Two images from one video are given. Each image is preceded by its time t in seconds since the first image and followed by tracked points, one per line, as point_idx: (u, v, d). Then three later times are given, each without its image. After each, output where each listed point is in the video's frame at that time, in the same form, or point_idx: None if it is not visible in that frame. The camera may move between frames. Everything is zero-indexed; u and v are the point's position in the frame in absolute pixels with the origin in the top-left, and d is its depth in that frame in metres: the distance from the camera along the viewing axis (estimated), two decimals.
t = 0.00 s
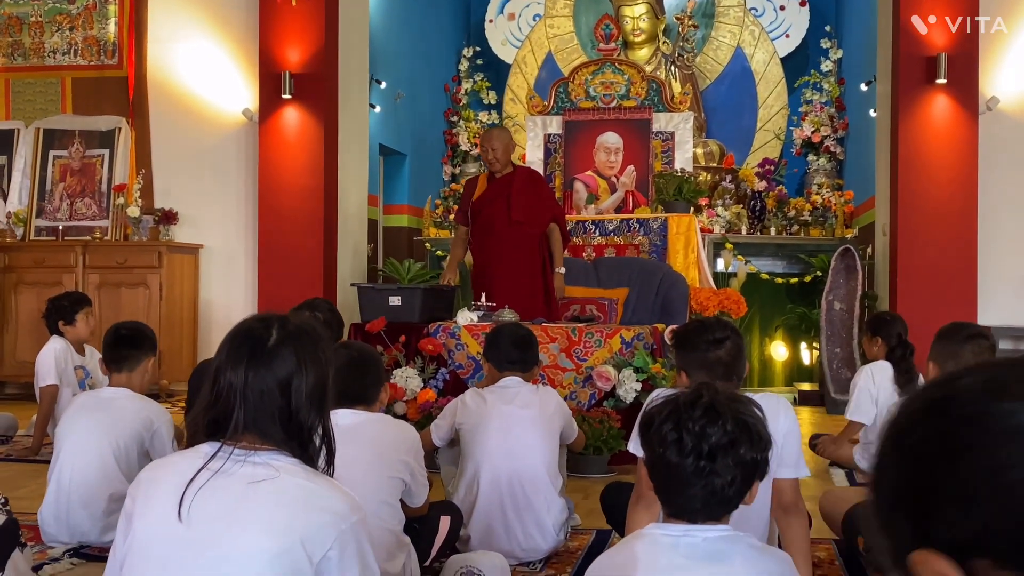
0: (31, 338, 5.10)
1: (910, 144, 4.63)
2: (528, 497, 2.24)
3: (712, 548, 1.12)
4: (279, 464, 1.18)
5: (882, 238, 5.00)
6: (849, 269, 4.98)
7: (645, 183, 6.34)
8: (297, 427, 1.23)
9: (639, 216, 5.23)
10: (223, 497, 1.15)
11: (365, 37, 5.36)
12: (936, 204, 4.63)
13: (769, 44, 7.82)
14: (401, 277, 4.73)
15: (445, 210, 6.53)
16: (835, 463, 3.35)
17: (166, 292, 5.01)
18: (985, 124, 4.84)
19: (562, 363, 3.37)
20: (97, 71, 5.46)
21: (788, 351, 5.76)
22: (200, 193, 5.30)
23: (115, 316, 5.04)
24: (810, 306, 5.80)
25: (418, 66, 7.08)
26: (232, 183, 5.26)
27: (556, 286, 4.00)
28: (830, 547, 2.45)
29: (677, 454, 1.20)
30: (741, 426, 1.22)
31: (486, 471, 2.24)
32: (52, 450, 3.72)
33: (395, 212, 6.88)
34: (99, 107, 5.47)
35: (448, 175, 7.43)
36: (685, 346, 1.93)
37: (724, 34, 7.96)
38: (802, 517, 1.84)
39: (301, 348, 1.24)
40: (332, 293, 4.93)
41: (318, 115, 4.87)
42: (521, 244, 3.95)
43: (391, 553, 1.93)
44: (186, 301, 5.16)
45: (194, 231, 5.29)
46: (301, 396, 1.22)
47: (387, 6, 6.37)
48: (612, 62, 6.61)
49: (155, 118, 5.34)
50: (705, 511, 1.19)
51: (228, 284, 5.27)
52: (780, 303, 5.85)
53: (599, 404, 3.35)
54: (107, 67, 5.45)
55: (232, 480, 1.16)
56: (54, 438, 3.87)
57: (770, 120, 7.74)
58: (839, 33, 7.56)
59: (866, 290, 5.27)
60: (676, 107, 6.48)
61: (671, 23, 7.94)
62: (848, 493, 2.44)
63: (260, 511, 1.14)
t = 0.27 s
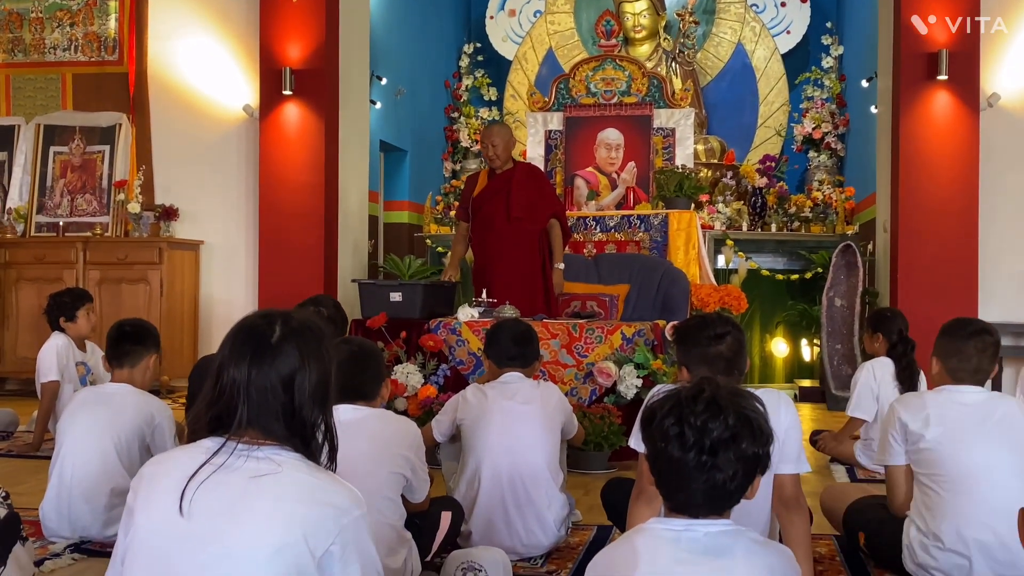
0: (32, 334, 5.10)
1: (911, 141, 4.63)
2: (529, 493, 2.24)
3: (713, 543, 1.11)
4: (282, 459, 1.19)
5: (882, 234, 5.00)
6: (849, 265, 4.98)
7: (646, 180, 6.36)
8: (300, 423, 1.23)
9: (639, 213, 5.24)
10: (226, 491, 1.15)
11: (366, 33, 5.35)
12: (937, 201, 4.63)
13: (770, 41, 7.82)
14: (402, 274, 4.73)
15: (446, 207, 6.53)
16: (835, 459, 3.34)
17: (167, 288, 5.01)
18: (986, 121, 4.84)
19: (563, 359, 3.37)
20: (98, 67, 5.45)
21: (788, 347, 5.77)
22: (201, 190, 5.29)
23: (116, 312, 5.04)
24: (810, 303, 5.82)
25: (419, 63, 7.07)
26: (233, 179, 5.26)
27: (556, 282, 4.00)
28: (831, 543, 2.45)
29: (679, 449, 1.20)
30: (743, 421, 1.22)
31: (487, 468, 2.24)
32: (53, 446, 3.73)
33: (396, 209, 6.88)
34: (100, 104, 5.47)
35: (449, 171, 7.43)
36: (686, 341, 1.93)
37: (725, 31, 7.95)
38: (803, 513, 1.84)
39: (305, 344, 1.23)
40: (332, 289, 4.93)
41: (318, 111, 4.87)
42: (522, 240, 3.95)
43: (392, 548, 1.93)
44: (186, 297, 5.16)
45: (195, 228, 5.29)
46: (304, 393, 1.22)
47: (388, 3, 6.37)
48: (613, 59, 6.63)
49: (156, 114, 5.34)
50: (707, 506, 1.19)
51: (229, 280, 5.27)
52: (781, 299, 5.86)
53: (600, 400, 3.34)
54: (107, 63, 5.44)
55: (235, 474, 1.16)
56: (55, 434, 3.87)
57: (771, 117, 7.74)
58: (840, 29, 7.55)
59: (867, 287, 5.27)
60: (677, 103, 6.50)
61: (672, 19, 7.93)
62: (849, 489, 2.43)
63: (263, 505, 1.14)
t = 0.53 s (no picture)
0: (31, 331, 5.10)
1: (910, 139, 4.63)
2: (528, 491, 2.24)
3: (711, 542, 1.11)
4: (281, 457, 1.19)
5: (881, 233, 5.00)
6: (848, 263, 4.98)
7: (645, 178, 6.35)
8: (298, 421, 1.23)
9: (639, 211, 5.23)
10: (225, 488, 1.15)
11: (365, 31, 5.34)
12: (936, 200, 4.63)
13: (769, 39, 7.81)
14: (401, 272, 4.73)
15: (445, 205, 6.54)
16: (834, 457, 3.35)
17: (166, 286, 5.01)
18: (986, 119, 4.84)
19: (563, 358, 3.37)
20: (97, 65, 5.45)
21: (787, 346, 5.78)
22: (200, 188, 5.29)
23: (115, 310, 5.04)
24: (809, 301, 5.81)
25: (419, 61, 7.07)
26: (233, 177, 5.25)
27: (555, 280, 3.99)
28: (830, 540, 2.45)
29: (677, 447, 1.20)
30: (741, 419, 1.22)
31: (486, 466, 2.24)
32: (52, 444, 3.73)
33: (395, 207, 6.88)
34: (98, 102, 5.47)
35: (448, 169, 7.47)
36: (685, 339, 1.93)
37: (725, 29, 7.94)
38: (802, 511, 1.84)
39: (303, 342, 1.23)
40: (331, 287, 4.93)
41: (317, 109, 4.87)
42: (521, 239, 3.95)
43: (392, 546, 1.93)
44: (185, 295, 5.16)
45: (194, 226, 5.29)
46: (302, 391, 1.22)
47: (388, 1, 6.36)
48: (612, 56, 6.62)
49: (155, 112, 5.34)
50: (705, 505, 1.19)
51: (228, 278, 5.27)
52: (780, 297, 5.87)
53: (599, 398, 3.34)
54: (106, 61, 5.44)
55: (234, 472, 1.16)
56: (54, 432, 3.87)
57: (770, 115, 7.74)
58: (840, 27, 7.55)
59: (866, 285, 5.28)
60: (676, 101, 6.50)
61: (671, 17, 7.93)
62: (849, 487, 2.44)
63: (262, 502, 1.14)
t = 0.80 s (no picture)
0: (32, 329, 5.10)
1: (911, 137, 4.62)
2: (529, 488, 2.24)
3: (713, 538, 1.11)
4: (284, 452, 1.19)
5: (882, 231, 5.00)
6: (848, 261, 4.98)
7: (646, 175, 6.33)
8: (300, 417, 1.22)
9: (640, 209, 5.23)
10: (228, 483, 1.15)
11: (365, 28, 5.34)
12: (937, 198, 4.63)
13: (770, 37, 7.81)
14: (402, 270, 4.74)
15: (446, 203, 6.54)
16: (835, 455, 3.35)
17: (167, 284, 5.02)
18: (987, 117, 4.84)
19: (564, 355, 3.38)
20: (97, 63, 5.45)
21: (788, 344, 5.79)
22: (201, 186, 5.29)
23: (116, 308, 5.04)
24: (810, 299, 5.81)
25: (420, 59, 7.07)
26: (234, 175, 5.25)
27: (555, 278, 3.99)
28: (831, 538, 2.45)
29: (680, 444, 1.21)
30: (744, 416, 1.22)
31: (487, 463, 2.24)
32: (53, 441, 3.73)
33: (396, 205, 6.89)
34: (99, 100, 5.47)
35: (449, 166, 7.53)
36: (686, 337, 1.93)
37: (726, 27, 7.94)
38: (804, 508, 1.84)
39: (303, 339, 1.23)
40: (331, 285, 4.93)
41: (318, 107, 4.87)
42: (521, 236, 3.94)
43: (393, 543, 1.93)
44: (186, 293, 5.16)
45: (195, 224, 5.29)
46: (303, 388, 1.22)
47: None
48: (613, 54, 6.60)
49: (156, 109, 5.34)
50: (708, 501, 1.19)
51: (229, 276, 5.27)
52: (780, 295, 5.87)
53: (600, 396, 3.34)
54: (107, 59, 5.44)
55: (238, 467, 1.16)
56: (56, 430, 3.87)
57: (771, 113, 7.74)
58: (840, 25, 7.54)
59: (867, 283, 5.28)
60: (677, 99, 6.52)
61: (672, 16, 7.92)
62: (850, 485, 2.44)
63: (265, 496, 1.14)
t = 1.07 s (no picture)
0: (35, 327, 5.11)
1: (913, 136, 4.62)
2: (530, 486, 2.24)
3: (715, 536, 1.11)
4: (284, 450, 1.19)
5: (884, 229, 5.00)
6: (851, 260, 4.98)
7: (648, 174, 6.34)
8: (300, 415, 1.23)
9: (642, 207, 5.23)
10: (229, 480, 1.15)
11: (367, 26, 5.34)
12: (938, 196, 4.63)
13: (772, 35, 7.80)
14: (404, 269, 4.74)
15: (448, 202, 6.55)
16: (836, 454, 3.35)
17: (169, 283, 5.03)
18: (989, 115, 4.83)
19: (566, 354, 3.38)
20: (100, 61, 5.45)
21: (790, 342, 5.81)
22: (204, 185, 5.30)
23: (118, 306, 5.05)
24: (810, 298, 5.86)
25: (421, 58, 7.07)
26: (235, 173, 5.25)
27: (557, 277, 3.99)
28: (833, 536, 2.45)
29: (683, 442, 1.21)
30: (747, 413, 1.22)
31: (488, 461, 2.24)
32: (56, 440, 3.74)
33: (398, 204, 6.90)
34: (101, 99, 5.47)
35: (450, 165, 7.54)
36: (688, 335, 1.93)
37: (728, 25, 7.94)
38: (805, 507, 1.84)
39: (302, 337, 1.23)
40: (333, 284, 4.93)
41: (320, 105, 4.87)
42: (522, 235, 3.94)
43: (394, 542, 1.94)
44: (188, 292, 5.16)
45: (197, 222, 5.29)
46: (303, 385, 1.22)
47: None
48: (615, 53, 6.59)
49: (158, 108, 5.34)
50: (709, 499, 1.19)
51: (231, 275, 5.27)
52: (782, 293, 5.87)
53: (602, 395, 3.34)
54: (109, 58, 5.44)
55: (238, 464, 1.16)
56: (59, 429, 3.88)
57: (773, 112, 7.74)
58: (843, 24, 7.53)
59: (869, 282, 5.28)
60: (679, 97, 6.47)
61: (674, 14, 7.92)
62: (853, 483, 2.44)
63: (266, 493, 1.14)
